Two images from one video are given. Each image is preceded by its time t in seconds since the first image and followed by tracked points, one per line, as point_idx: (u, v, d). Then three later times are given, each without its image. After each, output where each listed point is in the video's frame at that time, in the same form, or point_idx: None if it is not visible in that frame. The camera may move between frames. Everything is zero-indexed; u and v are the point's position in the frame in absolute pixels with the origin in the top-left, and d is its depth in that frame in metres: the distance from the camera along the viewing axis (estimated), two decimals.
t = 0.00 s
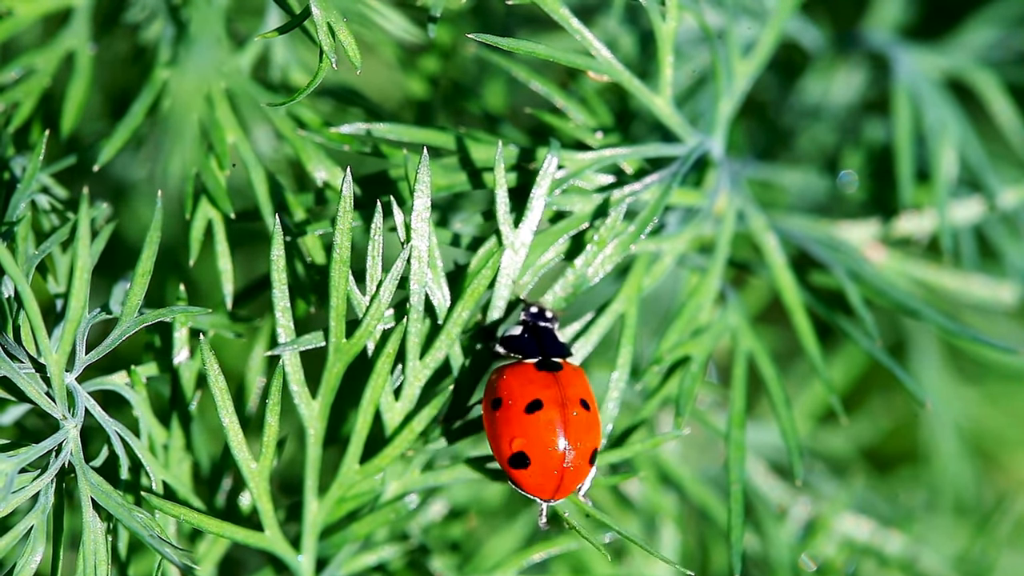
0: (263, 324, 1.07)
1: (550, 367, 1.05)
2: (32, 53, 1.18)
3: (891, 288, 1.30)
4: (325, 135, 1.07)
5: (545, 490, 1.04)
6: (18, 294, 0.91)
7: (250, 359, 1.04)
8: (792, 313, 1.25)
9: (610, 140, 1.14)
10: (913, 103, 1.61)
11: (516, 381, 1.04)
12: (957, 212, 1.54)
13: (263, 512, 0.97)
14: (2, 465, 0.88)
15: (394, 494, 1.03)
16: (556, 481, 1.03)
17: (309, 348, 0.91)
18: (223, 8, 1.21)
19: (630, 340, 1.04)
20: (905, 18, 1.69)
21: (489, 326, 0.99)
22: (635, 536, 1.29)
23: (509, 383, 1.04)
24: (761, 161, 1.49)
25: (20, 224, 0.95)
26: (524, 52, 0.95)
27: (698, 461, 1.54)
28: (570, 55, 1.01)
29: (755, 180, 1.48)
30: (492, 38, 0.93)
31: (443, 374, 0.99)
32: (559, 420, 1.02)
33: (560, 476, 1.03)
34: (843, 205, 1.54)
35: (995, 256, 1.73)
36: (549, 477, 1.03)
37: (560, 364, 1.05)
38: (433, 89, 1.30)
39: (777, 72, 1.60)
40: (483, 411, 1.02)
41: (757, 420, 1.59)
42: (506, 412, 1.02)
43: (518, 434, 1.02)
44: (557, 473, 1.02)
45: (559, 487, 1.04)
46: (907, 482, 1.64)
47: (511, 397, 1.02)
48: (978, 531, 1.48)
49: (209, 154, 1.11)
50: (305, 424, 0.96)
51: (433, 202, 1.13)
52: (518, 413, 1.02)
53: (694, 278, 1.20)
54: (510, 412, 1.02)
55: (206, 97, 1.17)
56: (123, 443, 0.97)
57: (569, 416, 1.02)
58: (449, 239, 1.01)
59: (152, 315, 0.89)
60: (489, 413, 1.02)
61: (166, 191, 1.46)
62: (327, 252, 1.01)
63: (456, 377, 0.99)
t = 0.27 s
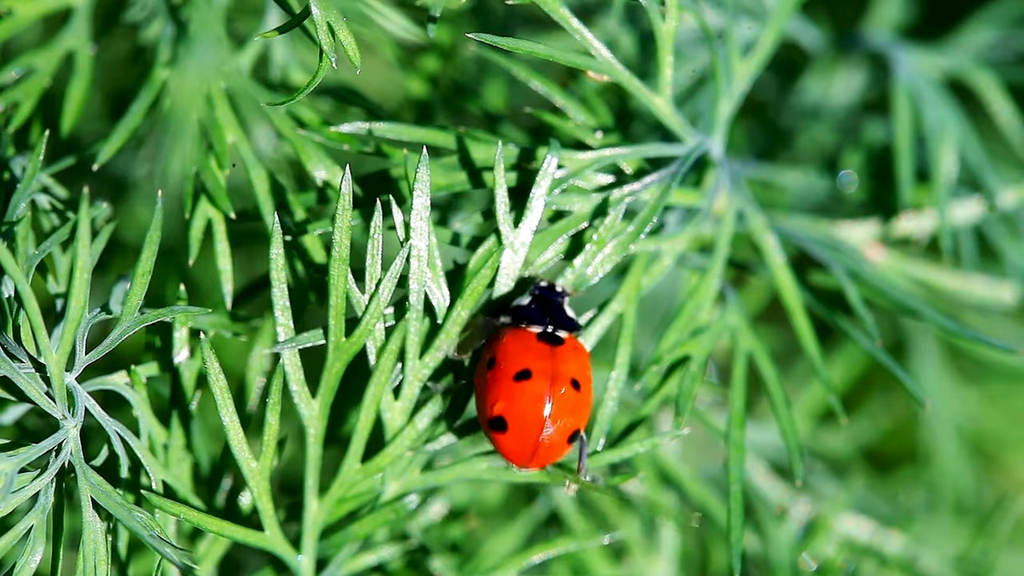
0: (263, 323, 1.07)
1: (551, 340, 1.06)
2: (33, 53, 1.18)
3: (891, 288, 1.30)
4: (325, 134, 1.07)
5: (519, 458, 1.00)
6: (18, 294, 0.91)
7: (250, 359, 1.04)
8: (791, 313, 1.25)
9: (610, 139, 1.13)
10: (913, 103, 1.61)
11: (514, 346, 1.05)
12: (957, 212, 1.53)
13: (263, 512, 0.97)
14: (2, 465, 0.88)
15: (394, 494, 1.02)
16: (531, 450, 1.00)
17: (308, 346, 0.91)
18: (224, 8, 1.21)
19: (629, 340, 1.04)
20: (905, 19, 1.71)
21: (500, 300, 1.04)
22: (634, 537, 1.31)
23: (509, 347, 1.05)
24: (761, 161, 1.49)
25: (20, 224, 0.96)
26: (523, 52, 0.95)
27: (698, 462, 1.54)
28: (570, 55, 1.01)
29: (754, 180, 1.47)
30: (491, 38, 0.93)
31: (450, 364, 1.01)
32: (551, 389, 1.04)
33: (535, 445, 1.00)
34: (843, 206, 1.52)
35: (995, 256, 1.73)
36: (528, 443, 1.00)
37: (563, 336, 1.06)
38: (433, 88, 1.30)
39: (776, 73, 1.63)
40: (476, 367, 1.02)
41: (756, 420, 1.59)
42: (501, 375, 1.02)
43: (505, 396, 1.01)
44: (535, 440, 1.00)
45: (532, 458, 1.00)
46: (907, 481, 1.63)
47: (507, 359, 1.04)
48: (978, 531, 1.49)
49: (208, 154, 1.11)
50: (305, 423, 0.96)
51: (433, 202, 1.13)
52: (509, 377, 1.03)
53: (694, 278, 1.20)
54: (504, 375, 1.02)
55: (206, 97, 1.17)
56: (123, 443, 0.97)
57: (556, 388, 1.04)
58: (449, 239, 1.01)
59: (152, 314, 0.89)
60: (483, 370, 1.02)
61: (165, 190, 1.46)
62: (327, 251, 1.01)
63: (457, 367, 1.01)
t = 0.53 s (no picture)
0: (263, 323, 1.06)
1: (546, 333, 1.08)
2: (32, 53, 1.18)
3: (890, 288, 1.30)
4: (324, 134, 1.06)
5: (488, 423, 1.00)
6: (18, 293, 0.91)
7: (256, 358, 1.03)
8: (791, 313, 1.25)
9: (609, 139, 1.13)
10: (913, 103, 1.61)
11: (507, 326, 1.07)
12: (957, 213, 1.53)
13: (265, 510, 0.97)
14: (2, 465, 0.88)
15: (395, 495, 1.02)
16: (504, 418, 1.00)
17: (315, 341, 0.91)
18: (223, 8, 1.21)
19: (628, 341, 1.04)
20: (904, 18, 1.70)
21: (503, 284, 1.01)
22: (634, 536, 1.30)
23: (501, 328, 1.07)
24: (761, 161, 1.50)
25: (20, 224, 0.96)
26: (523, 52, 0.95)
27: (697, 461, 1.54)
28: (569, 56, 1.01)
29: (754, 180, 1.48)
30: (491, 38, 0.93)
31: (451, 354, 1.00)
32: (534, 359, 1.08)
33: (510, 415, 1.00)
34: (843, 205, 1.52)
35: (995, 256, 1.73)
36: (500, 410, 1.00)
37: (559, 330, 1.07)
38: (433, 88, 1.30)
39: (776, 73, 1.63)
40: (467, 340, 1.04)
41: (756, 420, 1.59)
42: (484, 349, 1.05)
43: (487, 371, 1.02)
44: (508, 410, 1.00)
45: (505, 427, 1.01)
46: (907, 481, 1.63)
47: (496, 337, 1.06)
48: (978, 531, 1.48)
49: (208, 153, 1.11)
50: (310, 422, 0.96)
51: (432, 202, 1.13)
52: (493, 358, 1.05)
53: (693, 279, 1.20)
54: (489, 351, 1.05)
55: (206, 97, 1.17)
56: (123, 442, 0.97)
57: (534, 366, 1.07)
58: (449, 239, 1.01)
59: (152, 314, 0.89)
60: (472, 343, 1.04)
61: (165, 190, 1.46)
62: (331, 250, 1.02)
63: (456, 360, 1.01)
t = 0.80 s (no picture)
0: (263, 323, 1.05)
1: (564, 332, 1.05)
2: (32, 53, 1.18)
3: (890, 287, 1.29)
4: (323, 134, 1.07)
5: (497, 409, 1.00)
6: (18, 293, 0.91)
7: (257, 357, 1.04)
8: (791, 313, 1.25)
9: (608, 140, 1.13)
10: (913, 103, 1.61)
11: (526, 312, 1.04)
12: (957, 213, 1.53)
13: (264, 508, 0.97)
14: (1, 464, 0.88)
15: (395, 495, 1.02)
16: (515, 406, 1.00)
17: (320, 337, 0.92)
18: (223, 8, 1.21)
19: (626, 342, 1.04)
20: (904, 19, 1.70)
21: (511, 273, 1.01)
22: (633, 537, 1.31)
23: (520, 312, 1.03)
24: (760, 161, 1.50)
25: (20, 223, 0.95)
26: (522, 52, 0.95)
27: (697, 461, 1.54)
28: (568, 56, 1.01)
29: (754, 180, 1.47)
30: (490, 38, 0.93)
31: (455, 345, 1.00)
32: (551, 344, 1.04)
33: (521, 405, 1.00)
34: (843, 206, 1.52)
35: (995, 256, 1.73)
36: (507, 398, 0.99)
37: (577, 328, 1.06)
38: (432, 88, 1.30)
39: (776, 73, 1.63)
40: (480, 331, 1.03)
41: (756, 420, 1.59)
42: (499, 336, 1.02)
43: (498, 361, 1.00)
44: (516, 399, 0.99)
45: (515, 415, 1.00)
46: (907, 481, 1.63)
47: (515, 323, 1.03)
48: (978, 531, 1.49)
49: (207, 153, 1.11)
50: (311, 420, 0.96)
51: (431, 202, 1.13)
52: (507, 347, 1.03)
53: (693, 279, 1.20)
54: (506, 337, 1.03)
55: (205, 97, 1.17)
56: (122, 442, 0.97)
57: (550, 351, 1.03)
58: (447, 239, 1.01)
59: (152, 314, 0.89)
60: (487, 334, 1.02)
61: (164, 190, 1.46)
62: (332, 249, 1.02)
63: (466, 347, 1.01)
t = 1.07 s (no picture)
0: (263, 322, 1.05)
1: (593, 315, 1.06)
2: (32, 53, 1.18)
3: (891, 287, 1.29)
4: (324, 134, 1.06)
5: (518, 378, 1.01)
6: (18, 293, 0.91)
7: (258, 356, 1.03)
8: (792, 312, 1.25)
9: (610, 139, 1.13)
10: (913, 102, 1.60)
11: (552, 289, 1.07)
12: (957, 212, 1.53)
13: (264, 506, 0.96)
14: (1, 464, 0.88)
15: (396, 494, 1.02)
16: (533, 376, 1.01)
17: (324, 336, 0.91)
18: (223, 8, 1.21)
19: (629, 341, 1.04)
20: (904, 19, 1.71)
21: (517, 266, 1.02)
22: (633, 536, 1.31)
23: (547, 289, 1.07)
24: (761, 160, 1.50)
25: (20, 223, 0.95)
26: (523, 51, 0.95)
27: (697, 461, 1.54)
28: (569, 55, 1.01)
29: (755, 180, 1.47)
30: (491, 37, 0.93)
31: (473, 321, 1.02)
32: (576, 323, 1.06)
33: (536, 377, 1.01)
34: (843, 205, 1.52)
35: (995, 255, 1.73)
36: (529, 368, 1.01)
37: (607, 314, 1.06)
38: (433, 88, 1.30)
39: (776, 72, 1.62)
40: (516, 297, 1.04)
41: (757, 420, 1.59)
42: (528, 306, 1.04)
43: (524, 332, 1.02)
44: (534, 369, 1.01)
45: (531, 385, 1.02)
46: (907, 481, 1.63)
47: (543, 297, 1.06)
48: (978, 530, 1.48)
49: (208, 152, 1.11)
50: (313, 420, 0.96)
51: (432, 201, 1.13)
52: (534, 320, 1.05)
53: (694, 278, 1.19)
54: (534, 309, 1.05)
55: (206, 96, 1.17)
56: (122, 442, 0.97)
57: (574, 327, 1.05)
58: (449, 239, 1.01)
59: (152, 313, 0.89)
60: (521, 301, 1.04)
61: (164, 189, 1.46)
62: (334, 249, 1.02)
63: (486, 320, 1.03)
